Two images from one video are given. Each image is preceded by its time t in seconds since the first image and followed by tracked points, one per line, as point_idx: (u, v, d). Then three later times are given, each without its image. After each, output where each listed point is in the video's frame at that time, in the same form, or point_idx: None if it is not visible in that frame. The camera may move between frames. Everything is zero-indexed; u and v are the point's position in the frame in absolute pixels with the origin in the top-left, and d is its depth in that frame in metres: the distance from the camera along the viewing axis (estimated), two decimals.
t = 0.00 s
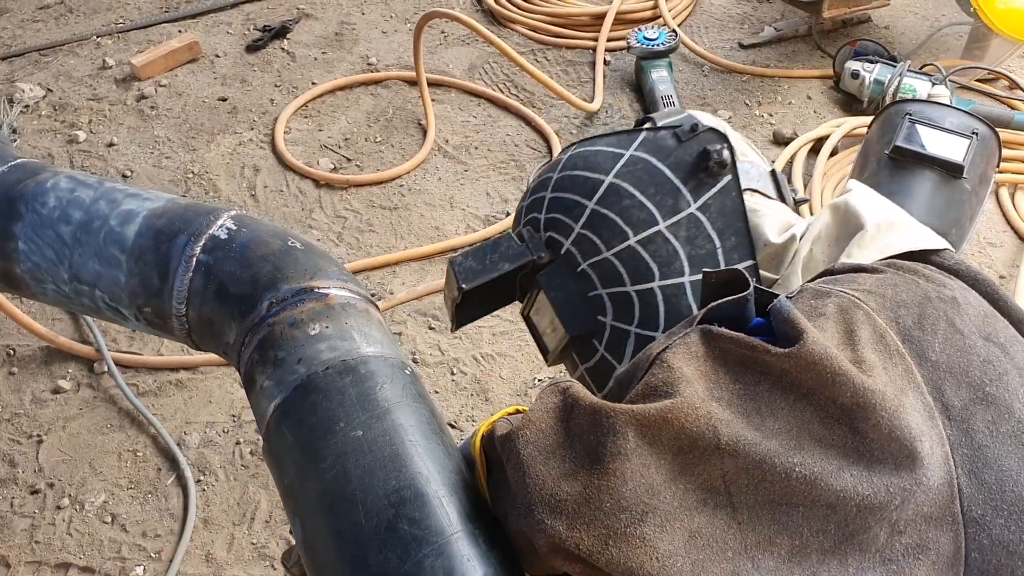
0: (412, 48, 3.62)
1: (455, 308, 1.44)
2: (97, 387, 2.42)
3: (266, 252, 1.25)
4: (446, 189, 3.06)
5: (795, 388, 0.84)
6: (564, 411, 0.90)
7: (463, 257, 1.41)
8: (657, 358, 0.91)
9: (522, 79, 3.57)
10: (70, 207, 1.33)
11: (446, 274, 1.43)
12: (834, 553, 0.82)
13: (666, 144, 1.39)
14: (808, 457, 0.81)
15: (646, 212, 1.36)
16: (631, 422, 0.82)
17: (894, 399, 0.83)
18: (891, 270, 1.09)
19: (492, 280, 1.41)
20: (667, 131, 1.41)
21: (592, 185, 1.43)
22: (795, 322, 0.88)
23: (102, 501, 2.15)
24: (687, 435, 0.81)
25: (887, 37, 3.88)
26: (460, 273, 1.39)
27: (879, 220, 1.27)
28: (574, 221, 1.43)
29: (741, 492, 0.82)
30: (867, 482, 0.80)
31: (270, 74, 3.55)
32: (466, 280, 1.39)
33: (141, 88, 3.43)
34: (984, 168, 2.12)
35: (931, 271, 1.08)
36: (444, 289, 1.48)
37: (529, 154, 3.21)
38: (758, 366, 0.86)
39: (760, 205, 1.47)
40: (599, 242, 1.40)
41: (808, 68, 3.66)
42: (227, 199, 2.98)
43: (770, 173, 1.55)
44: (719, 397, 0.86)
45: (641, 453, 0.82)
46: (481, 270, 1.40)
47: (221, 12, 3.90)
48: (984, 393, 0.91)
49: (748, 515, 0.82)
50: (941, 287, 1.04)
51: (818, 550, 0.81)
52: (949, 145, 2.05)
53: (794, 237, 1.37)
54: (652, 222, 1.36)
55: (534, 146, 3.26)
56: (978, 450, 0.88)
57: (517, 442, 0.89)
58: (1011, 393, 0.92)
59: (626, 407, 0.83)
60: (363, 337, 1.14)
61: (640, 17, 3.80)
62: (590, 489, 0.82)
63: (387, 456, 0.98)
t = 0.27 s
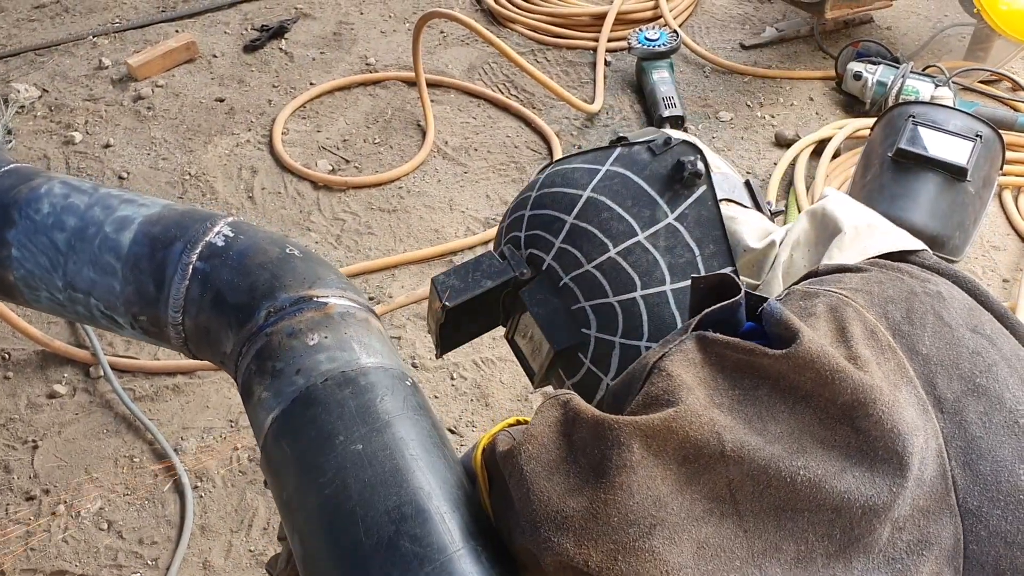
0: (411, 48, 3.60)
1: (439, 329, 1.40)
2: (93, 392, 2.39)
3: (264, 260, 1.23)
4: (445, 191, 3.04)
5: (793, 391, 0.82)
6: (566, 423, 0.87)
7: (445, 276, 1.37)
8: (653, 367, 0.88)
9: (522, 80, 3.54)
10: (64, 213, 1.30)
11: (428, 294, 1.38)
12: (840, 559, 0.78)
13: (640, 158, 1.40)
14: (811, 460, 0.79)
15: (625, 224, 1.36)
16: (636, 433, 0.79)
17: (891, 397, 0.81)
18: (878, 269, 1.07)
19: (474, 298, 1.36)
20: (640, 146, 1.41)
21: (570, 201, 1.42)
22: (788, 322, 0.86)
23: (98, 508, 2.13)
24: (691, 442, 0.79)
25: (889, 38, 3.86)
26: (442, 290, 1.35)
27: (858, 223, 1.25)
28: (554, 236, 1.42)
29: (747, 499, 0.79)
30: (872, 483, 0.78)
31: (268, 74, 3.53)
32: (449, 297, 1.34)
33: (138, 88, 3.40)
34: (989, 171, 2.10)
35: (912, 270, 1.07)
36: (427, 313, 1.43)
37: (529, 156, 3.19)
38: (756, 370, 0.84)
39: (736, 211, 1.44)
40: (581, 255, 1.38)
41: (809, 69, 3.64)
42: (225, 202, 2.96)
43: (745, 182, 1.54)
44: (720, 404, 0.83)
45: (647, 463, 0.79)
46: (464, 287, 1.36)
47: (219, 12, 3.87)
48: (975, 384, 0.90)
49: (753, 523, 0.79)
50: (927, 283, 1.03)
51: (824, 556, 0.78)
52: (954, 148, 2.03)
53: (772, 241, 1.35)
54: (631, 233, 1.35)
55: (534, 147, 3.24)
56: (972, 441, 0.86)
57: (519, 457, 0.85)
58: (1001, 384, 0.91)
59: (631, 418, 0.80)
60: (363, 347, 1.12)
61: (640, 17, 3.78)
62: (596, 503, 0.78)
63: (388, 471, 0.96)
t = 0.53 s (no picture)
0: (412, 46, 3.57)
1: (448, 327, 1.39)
2: (92, 394, 2.37)
3: (266, 263, 1.20)
4: (447, 190, 3.01)
5: (811, 398, 0.79)
6: (578, 431, 0.84)
7: (454, 274, 1.36)
8: (666, 374, 0.85)
9: (524, 78, 3.51)
10: (62, 215, 1.28)
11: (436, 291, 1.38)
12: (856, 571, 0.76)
13: (653, 153, 1.37)
14: (829, 470, 0.76)
15: (637, 221, 1.34)
16: (650, 443, 0.76)
17: (911, 404, 0.78)
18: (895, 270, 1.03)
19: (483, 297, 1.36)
20: (653, 141, 1.39)
21: (581, 198, 1.40)
22: (806, 329, 0.82)
23: (97, 512, 2.10)
24: (707, 452, 0.76)
25: (894, 36, 3.84)
26: (450, 289, 1.34)
27: (874, 222, 1.22)
28: (564, 234, 1.40)
29: (764, 511, 0.76)
30: (890, 493, 0.76)
31: (267, 72, 3.49)
32: (456, 296, 1.34)
33: (136, 87, 3.37)
34: (997, 170, 2.05)
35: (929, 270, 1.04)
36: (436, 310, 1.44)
37: (531, 155, 3.17)
38: (773, 378, 0.81)
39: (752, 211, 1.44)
40: (592, 253, 1.36)
41: (813, 67, 3.62)
42: (225, 202, 2.93)
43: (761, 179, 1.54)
44: (736, 412, 0.80)
45: (662, 474, 0.76)
46: (472, 286, 1.35)
47: (217, 10, 3.83)
48: (995, 391, 0.87)
49: (769, 534, 0.76)
50: (945, 285, 0.99)
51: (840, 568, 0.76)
52: (960, 146, 1.98)
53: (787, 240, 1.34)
54: (643, 231, 1.33)
55: (536, 146, 3.21)
56: (991, 449, 0.84)
57: (528, 466, 0.82)
58: (1020, 390, 0.88)
59: (645, 427, 0.77)
60: (369, 352, 1.09)
61: (643, 14, 3.75)
62: (610, 515, 0.76)
63: (395, 480, 0.93)
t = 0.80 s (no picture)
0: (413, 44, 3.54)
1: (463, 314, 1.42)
2: (91, 397, 2.34)
3: (271, 267, 1.18)
4: (449, 190, 2.99)
5: (831, 412, 0.77)
6: (591, 443, 0.81)
7: (473, 263, 1.38)
8: (682, 384, 0.82)
9: (526, 77, 3.49)
10: (63, 218, 1.25)
11: (455, 279, 1.40)
12: None
13: (682, 144, 1.34)
14: (848, 487, 0.74)
15: (663, 215, 1.31)
16: (665, 457, 0.73)
17: (933, 420, 0.77)
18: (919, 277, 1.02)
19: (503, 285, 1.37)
20: (682, 131, 1.36)
21: (607, 188, 1.38)
22: (829, 342, 0.80)
23: (97, 517, 2.08)
24: (724, 468, 0.74)
25: (897, 35, 3.83)
26: (471, 278, 1.36)
27: (900, 223, 1.24)
28: (588, 225, 1.39)
29: (780, 526, 0.74)
30: (908, 511, 0.74)
31: (267, 71, 3.47)
32: (476, 285, 1.36)
33: (135, 86, 3.34)
34: (1002, 170, 2.01)
35: (957, 278, 1.02)
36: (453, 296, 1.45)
37: (533, 155, 3.15)
38: (792, 390, 0.78)
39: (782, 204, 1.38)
40: (615, 246, 1.35)
41: (816, 66, 3.60)
42: (224, 202, 2.90)
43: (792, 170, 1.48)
44: (754, 425, 0.78)
45: (677, 490, 0.74)
46: (493, 275, 1.37)
47: (216, 8, 3.80)
48: (1020, 405, 0.87)
49: (785, 551, 0.74)
50: (973, 295, 0.98)
51: None
52: (966, 145, 1.94)
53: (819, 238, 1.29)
54: (669, 226, 1.31)
55: (538, 146, 3.19)
56: (1015, 465, 0.83)
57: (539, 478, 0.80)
58: None
59: (660, 440, 0.75)
60: (376, 359, 1.07)
61: (645, 13, 3.73)
62: (624, 531, 0.74)
63: (405, 491, 0.91)
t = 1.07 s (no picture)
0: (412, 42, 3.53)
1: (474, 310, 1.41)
2: (90, 398, 2.33)
3: (275, 270, 1.17)
4: (449, 190, 2.98)
5: (844, 427, 0.76)
6: (600, 453, 0.81)
7: (485, 261, 1.37)
8: (693, 395, 0.82)
9: (526, 75, 3.48)
10: (64, 220, 1.24)
11: (467, 277, 1.39)
12: None
13: (700, 143, 1.32)
14: (860, 503, 0.74)
15: (679, 215, 1.29)
16: (675, 471, 0.74)
17: (948, 435, 0.76)
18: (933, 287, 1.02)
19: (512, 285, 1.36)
20: (700, 130, 1.33)
21: (622, 186, 1.35)
22: (844, 355, 0.80)
23: (96, 519, 2.07)
24: (733, 482, 0.73)
25: (897, 33, 3.83)
26: (481, 277, 1.35)
27: (917, 228, 1.23)
28: (602, 224, 1.36)
29: (790, 542, 0.74)
30: (920, 527, 0.73)
31: (266, 69, 3.45)
32: (487, 284, 1.35)
33: (133, 84, 3.32)
34: (1004, 169, 2.01)
35: (973, 287, 1.02)
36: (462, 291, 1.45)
37: (534, 154, 3.14)
38: (805, 404, 0.78)
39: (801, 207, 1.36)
40: (629, 247, 1.32)
41: (817, 65, 3.60)
42: (223, 201, 2.89)
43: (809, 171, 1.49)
44: (766, 438, 0.78)
45: (685, 503, 0.73)
46: (503, 274, 1.36)
47: (215, 6, 3.78)
48: None
49: (794, 565, 0.74)
50: (990, 306, 0.97)
51: None
52: (969, 145, 1.93)
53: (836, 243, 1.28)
54: (686, 227, 1.28)
55: (539, 145, 3.18)
56: None
57: (548, 488, 0.80)
58: None
59: (669, 453, 0.75)
60: (382, 363, 1.07)
61: (645, 11, 3.72)
62: (631, 545, 0.73)
63: (412, 498, 0.91)
